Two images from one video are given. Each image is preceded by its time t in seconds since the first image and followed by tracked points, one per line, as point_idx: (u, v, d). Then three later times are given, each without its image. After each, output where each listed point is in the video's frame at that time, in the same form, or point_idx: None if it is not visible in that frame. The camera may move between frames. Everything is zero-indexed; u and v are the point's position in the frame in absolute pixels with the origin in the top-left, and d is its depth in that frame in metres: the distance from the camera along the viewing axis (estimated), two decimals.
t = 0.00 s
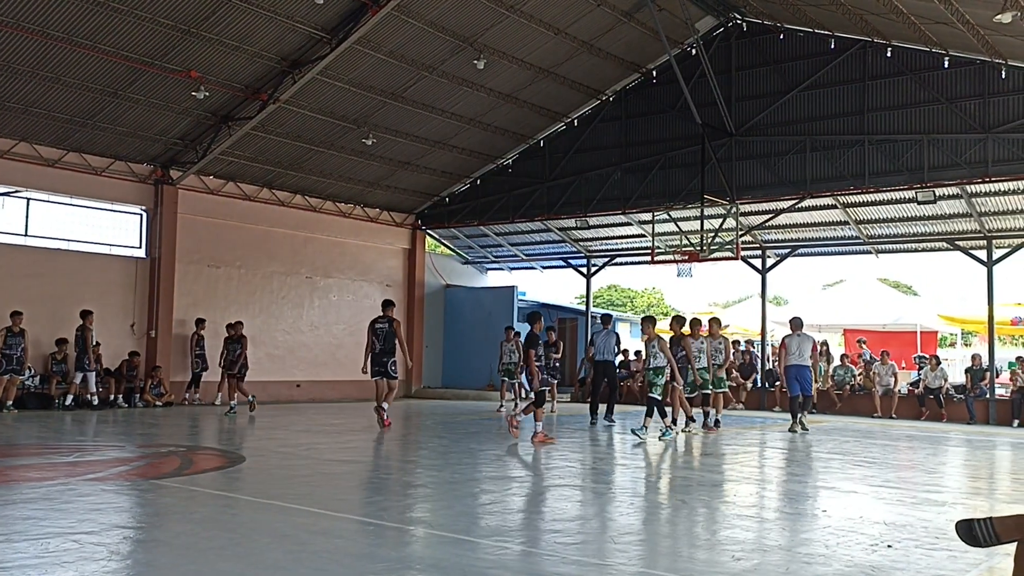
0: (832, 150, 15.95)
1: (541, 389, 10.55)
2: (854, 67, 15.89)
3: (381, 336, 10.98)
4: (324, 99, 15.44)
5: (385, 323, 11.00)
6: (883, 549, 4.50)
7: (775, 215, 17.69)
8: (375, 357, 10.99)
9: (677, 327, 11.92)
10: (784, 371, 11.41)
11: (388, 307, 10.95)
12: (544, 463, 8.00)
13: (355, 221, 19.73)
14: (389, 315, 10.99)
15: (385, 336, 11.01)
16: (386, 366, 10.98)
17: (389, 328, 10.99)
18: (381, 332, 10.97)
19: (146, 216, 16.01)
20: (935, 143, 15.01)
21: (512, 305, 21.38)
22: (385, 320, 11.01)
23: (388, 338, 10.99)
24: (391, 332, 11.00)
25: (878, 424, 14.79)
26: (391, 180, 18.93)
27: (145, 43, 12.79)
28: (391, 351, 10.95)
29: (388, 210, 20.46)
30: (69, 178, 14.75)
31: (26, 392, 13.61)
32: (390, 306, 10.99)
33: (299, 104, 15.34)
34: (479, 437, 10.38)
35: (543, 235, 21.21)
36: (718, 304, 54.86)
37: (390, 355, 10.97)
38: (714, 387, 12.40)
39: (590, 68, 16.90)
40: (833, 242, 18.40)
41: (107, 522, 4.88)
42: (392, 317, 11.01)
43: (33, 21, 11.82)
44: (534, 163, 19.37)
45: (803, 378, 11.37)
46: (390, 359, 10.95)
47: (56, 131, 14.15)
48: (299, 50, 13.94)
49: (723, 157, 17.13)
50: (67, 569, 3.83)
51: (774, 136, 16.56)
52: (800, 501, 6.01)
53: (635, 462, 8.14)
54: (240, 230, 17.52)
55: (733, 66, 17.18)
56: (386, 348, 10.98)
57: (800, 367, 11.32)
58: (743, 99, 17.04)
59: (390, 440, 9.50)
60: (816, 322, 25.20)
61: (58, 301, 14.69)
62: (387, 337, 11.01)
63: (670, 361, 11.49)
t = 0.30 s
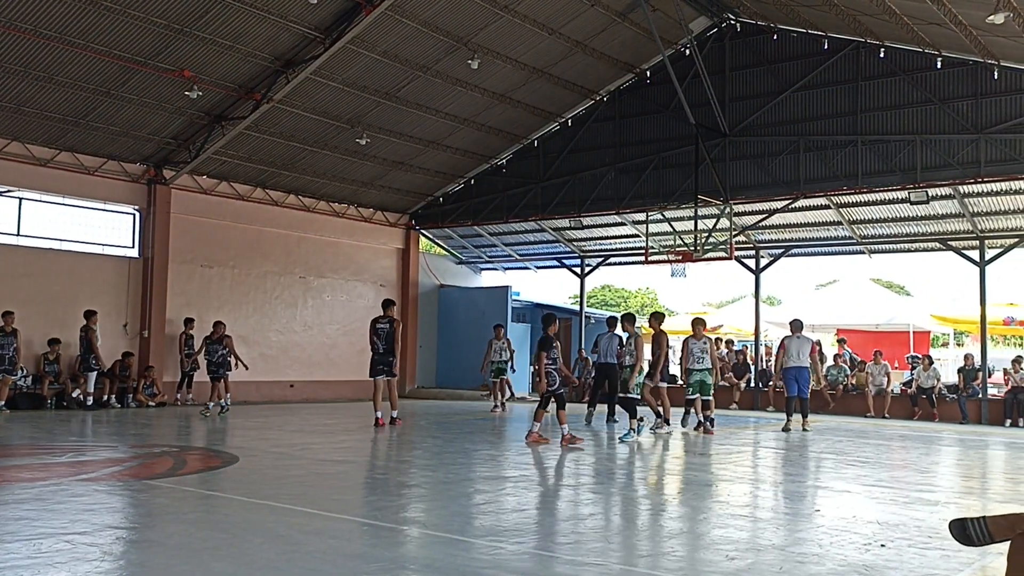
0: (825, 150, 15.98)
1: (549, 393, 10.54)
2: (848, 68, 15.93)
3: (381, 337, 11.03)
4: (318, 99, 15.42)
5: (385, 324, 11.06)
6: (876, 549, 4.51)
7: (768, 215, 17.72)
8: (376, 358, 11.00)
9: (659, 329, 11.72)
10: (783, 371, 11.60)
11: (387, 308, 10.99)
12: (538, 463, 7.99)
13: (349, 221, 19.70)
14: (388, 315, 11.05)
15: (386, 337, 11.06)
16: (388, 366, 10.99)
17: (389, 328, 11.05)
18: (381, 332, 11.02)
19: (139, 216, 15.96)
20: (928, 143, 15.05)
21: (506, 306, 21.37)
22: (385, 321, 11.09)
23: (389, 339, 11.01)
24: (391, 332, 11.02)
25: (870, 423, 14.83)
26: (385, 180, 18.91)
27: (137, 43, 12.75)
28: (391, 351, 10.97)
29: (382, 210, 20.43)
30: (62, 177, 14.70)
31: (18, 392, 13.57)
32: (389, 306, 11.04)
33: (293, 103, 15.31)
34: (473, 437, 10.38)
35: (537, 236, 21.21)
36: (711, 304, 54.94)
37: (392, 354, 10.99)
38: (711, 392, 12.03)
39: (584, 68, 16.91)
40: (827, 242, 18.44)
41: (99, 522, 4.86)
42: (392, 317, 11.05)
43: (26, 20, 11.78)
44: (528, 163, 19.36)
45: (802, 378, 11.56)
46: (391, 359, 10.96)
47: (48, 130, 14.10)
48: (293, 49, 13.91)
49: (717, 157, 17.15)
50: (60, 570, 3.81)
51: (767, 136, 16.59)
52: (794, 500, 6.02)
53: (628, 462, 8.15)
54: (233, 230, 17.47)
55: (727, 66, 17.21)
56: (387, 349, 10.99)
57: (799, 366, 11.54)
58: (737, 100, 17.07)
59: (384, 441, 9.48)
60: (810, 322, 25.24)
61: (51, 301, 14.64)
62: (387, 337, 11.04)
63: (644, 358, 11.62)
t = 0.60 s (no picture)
0: (825, 150, 15.99)
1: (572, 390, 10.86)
2: (847, 68, 15.93)
3: (386, 337, 11.14)
4: (317, 99, 15.42)
5: (390, 325, 11.16)
6: (876, 549, 4.51)
7: (768, 215, 17.72)
8: (381, 358, 11.09)
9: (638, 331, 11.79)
10: (787, 371, 11.65)
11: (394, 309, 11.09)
12: (537, 464, 7.99)
13: (348, 221, 19.70)
14: (394, 316, 11.15)
15: (390, 338, 11.16)
16: (391, 366, 11.06)
17: (393, 329, 11.15)
18: (386, 333, 11.12)
19: (139, 216, 15.95)
20: (927, 144, 15.05)
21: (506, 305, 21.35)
22: (390, 322, 11.19)
23: (393, 340, 11.10)
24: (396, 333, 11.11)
25: (870, 424, 14.84)
26: (385, 180, 18.91)
27: (137, 43, 12.75)
28: (394, 351, 11.05)
29: (382, 210, 20.44)
30: (61, 177, 14.69)
31: (17, 392, 13.56)
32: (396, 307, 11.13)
33: (292, 103, 15.31)
34: (472, 437, 10.38)
35: (536, 236, 21.21)
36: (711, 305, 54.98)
37: (395, 355, 11.06)
38: (715, 394, 12.01)
39: (584, 69, 16.91)
40: (826, 242, 18.45)
41: (98, 522, 4.86)
42: (397, 319, 11.14)
43: (26, 20, 11.78)
44: (527, 163, 19.36)
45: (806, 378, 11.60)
46: (395, 359, 11.04)
47: (48, 130, 14.10)
48: (293, 49, 13.91)
49: (716, 157, 17.16)
50: (59, 570, 3.81)
51: (766, 137, 16.60)
52: (793, 501, 6.02)
53: (627, 462, 8.16)
54: (232, 230, 17.46)
55: (726, 66, 17.21)
56: (391, 349, 11.08)
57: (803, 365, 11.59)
58: (736, 100, 17.07)
59: (383, 441, 9.47)
60: (809, 323, 25.25)
61: (50, 301, 14.64)
62: (391, 338, 11.14)
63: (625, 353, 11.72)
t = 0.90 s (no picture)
0: (823, 150, 16.00)
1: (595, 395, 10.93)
2: (845, 68, 15.94)
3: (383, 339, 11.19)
4: (315, 99, 15.41)
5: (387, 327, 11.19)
6: (873, 549, 4.51)
7: (766, 215, 17.72)
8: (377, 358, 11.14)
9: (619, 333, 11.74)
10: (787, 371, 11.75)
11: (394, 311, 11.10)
12: (535, 464, 7.98)
13: (346, 220, 19.69)
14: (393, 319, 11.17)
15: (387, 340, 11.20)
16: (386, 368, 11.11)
17: (390, 331, 11.18)
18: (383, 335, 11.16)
19: (136, 216, 15.94)
20: (925, 144, 15.06)
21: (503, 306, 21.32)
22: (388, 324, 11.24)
23: (389, 341, 11.14)
24: (392, 335, 11.15)
25: (867, 424, 14.85)
26: (383, 179, 18.90)
27: (134, 42, 12.73)
28: (390, 352, 11.09)
29: (379, 210, 20.43)
30: (58, 177, 14.67)
31: (14, 391, 13.54)
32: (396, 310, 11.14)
33: (290, 103, 15.29)
34: (470, 437, 10.38)
35: (534, 236, 21.21)
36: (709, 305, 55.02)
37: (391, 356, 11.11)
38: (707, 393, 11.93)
39: (582, 68, 16.90)
40: (824, 242, 18.46)
41: (95, 522, 4.85)
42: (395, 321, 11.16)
43: (23, 20, 11.77)
44: (525, 163, 19.36)
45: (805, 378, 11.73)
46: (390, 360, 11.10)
47: (45, 129, 14.09)
48: (290, 49, 13.89)
49: (714, 157, 17.17)
50: (56, 570, 3.81)
51: (764, 137, 16.62)
52: (791, 500, 6.02)
53: (624, 462, 8.15)
54: (229, 230, 17.44)
55: (724, 66, 17.22)
56: (388, 350, 11.12)
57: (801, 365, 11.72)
58: (734, 100, 17.08)
59: (381, 441, 9.46)
60: (806, 323, 25.26)
61: (47, 301, 14.62)
62: (388, 340, 11.19)
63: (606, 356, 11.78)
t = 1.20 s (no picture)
0: (822, 151, 16.01)
1: (625, 396, 10.84)
2: (844, 69, 15.94)
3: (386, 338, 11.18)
4: (314, 99, 15.40)
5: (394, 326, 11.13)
6: (872, 549, 4.51)
7: (764, 216, 17.74)
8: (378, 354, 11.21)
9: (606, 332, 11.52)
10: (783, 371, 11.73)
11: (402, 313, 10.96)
12: (534, 464, 7.98)
13: (344, 220, 19.68)
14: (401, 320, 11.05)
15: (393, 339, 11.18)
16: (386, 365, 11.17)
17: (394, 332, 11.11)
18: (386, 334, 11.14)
19: (135, 216, 15.93)
20: (923, 144, 15.07)
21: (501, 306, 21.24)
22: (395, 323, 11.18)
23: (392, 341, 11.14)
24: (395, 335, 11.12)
25: (866, 424, 14.86)
26: (381, 180, 18.89)
27: (133, 42, 12.73)
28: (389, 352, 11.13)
29: (378, 210, 20.42)
30: (57, 178, 14.66)
31: (12, 392, 13.54)
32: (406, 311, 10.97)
33: (288, 104, 15.29)
34: (469, 437, 10.38)
35: (533, 236, 21.21)
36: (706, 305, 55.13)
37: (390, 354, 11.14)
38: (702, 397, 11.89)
39: (581, 69, 16.92)
40: (822, 243, 18.48)
41: (94, 522, 4.85)
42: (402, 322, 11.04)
43: (22, 20, 11.77)
44: (524, 164, 19.36)
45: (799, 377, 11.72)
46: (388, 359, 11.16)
47: (44, 129, 14.07)
48: (289, 49, 13.89)
49: (713, 157, 17.18)
50: (56, 570, 3.81)
51: (762, 137, 16.63)
52: (790, 501, 6.03)
53: (621, 462, 8.17)
54: (228, 230, 17.42)
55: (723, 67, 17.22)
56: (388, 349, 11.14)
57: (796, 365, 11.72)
58: (733, 101, 17.09)
59: (380, 441, 9.46)
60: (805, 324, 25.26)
61: (46, 302, 14.61)
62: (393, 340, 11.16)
63: (585, 358, 11.89)
